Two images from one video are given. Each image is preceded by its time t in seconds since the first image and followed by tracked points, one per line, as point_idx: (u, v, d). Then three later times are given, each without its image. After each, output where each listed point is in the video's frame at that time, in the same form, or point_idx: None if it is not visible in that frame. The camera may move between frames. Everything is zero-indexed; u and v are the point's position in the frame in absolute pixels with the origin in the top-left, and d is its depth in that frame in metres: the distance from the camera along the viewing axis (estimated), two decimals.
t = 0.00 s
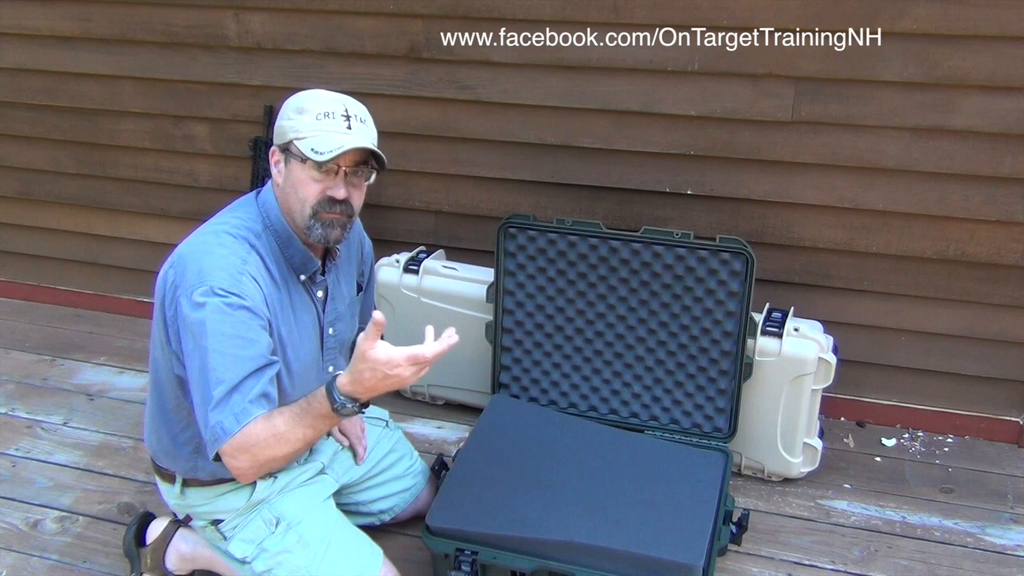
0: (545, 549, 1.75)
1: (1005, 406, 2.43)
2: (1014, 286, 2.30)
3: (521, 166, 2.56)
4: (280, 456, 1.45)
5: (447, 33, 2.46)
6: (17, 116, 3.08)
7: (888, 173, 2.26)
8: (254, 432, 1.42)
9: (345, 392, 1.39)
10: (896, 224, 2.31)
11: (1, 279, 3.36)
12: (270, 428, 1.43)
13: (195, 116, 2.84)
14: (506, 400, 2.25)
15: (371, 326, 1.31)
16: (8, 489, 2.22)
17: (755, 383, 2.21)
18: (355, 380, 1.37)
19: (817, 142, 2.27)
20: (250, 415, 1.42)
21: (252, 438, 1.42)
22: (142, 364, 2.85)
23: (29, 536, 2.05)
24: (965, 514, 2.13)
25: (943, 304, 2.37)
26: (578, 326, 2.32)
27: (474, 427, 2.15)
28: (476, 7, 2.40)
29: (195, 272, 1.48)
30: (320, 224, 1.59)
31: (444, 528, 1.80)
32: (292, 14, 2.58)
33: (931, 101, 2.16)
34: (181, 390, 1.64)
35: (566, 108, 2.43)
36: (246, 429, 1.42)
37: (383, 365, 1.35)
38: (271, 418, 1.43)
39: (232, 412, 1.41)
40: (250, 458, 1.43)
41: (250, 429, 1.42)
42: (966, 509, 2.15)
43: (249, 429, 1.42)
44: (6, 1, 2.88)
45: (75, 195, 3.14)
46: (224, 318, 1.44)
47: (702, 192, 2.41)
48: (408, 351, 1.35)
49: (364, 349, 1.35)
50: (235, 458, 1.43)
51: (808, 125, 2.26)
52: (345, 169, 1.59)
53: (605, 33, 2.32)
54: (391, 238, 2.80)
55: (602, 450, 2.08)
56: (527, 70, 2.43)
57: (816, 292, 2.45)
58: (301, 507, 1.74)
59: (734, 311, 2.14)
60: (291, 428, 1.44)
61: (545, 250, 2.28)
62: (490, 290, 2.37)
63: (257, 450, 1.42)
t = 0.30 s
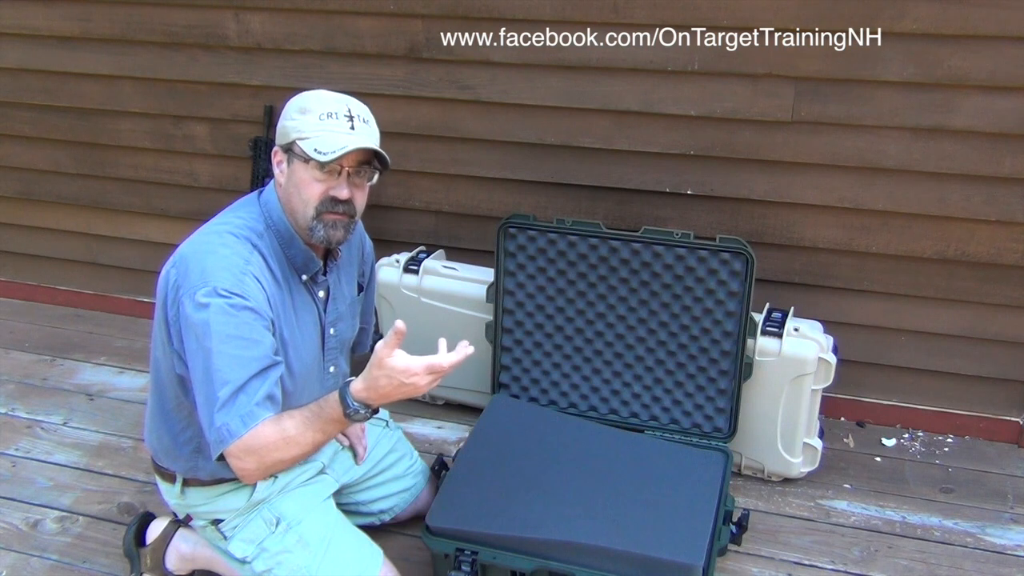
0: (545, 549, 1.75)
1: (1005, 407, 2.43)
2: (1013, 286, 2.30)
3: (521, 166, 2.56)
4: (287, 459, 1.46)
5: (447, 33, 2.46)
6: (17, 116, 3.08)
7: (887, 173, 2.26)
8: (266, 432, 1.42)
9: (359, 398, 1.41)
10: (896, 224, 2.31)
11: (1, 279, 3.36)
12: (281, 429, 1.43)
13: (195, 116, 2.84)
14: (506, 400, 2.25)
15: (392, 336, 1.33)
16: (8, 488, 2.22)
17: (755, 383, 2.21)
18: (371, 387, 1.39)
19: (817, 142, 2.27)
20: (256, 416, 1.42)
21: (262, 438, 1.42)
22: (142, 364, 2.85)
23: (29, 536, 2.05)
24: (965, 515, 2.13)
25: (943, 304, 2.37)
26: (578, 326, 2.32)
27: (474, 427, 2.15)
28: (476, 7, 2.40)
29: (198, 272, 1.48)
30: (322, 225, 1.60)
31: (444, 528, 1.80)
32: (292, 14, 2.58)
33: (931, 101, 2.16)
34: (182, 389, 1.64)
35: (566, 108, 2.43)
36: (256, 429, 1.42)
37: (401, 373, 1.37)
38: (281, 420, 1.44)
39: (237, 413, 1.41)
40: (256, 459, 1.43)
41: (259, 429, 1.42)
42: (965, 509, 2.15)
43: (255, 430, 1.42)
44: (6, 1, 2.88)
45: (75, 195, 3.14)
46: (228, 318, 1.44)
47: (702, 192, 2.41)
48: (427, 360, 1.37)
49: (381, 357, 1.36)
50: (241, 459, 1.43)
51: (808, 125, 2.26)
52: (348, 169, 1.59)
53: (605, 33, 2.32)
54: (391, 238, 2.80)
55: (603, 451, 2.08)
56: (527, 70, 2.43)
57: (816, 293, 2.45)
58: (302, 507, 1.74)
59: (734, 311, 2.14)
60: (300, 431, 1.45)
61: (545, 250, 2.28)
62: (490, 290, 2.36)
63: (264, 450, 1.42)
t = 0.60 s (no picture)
0: (545, 550, 1.75)
1: (1005, 407, 2.43)
2: (1014, 286, 2.29)
3: (521, 167, 2.56)
4: (305, 438, 1.44)
5: (447, 33, 2.46)
6: (17, 116, 3.08)
7: (888, 173, 2.26)
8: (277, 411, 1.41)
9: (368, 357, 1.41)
10: (896, 224, 2.31)
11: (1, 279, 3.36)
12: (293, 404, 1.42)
13: (195, 116, 2.84)
14: (506, 400, 2.25)
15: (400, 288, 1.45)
16: (8, 488, 2.22)
17: (755, 383, 2.21)
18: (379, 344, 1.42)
19: (817, 142, 2.27)
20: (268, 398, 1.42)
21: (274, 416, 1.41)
22: (142, 364, 2.85)
23: (28, 536, 2.05)
24: (965, 515, 2.13)
25: (944, 304, 2.37)
26: (578, 326, 2.32)
27: (474, 426, 2.15)
28: (476, 7, 2.40)
29: (200, 268, 1.48)
30: (325, 224, 1.60)
31: (444, 528, 1.80)
32: (292, 14, 2.58)
33: (931, 101, 2.16)
34: (183, 388, 1.63)
35: (566, 108, 2.43)
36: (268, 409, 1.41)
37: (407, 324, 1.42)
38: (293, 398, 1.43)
39: (248, 403, 1.41)
40: (273, 441, 1.42)
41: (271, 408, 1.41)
42: (965, 509, 2.15)
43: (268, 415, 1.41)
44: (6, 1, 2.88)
45: (75, 195, 3.14)
46: (235, 310, 1.44)
47: (702, 192, 2.41)
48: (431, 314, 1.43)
49: (392, 309, 1.41)
50: (257, 447, 1.41)
51: (808, 125, 2.26)
52: (350, 168, 1.59)
53: (605, 32, 2.32)
54: (391, 238, 2.80)
55: (605, 449, 2.08)
56: (527, 70, 2.43)
57: (816, 292, 2.45)
58: (302, 507, 1.74)
59: (734, 311, 2.14)
60: (313, 403, 1.43)
61: (545, 251, 2.28)
62: (490, 290, 2.36)
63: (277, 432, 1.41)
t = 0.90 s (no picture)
0: (545, 550, 1.75)
1: (1005, 407, 2.43)
2: (1013, 286, 2.30)
3: (521, 167, 2.56)
4: (326, 457, 1.47)
5: (447, 33, 2.46)
6: (17, 116, 3.08)
7: (887, 173, 2.26)
8: (310, 428, 1.44)
9: (411, 398, 1.50)
10: (896, 224, 2.31)
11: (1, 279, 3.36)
12: (328, 425, 1.45)
13: (195, 116, 2.84)
14: (506, 399, 2.25)
15: (451, 342, 1.58)
16: (8, 488, 2.22)
17: (755, 383, 2.21)
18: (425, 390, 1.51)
19: (817, 142, 2.27)
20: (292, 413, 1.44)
21: (305, 432, 1.44)
22: (142, 364, 2.85)
23: (28, 536, 2.05)
24: (965, 515, 2.13)
25: (944, 304, 2.37)
26: (578, 326, 2.32)
27: (474, 426, 2.15)
28: (476, 7, 2.40)
29: (201, 270, 1.48)
30: (326, 229, 1.60)
31: (444, 528, 1.80)
32: (292, 14, 2.58)
33: (931, 101, 2.16)
34: (183, 388, 1.63)
35: (566, 108, 2.43)
36: (299, 423, 1.44)
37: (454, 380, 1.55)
38: (325, 417, 1.47)
39: (257, 408, 1.42)
40: (292, 453, 1.43)
41: (300, 423, 1.44)
42: (965, 509, 2.15)
43: (284, 427, 1.43)
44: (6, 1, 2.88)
45: (75, 195, 3.14)
46: (240, 315, 1.44)
47: (702, 192, 2.41)
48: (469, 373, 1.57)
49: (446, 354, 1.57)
50: (267, 451, 1.42)
51: (808, 125, 2.26)
52: (351, 172, 1.58)
53: (605, 33, 2.32)
54: (391, 238, 2.80)
55: (606, 449, 2.08)
56: (527, 70, 2.43)
57: (816, 292, 2.45)
58: (302, 507, 1.75)
59: (734, 311, 2.14)
60: (346, 427, 1.47)
61: (545, 250, 2.28)
62: (490, 290, 2.36)
63: (303, 447, 1.43)
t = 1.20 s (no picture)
0: (545, 550, 1.75)
1: (1005, 407, 2.43)
2: (1013, 286, 2.30)
3: (521, 166, 2.56)
4: (317, 468, 1.48)
5: (447, 33, 2.46)
6: (17, 116, 3.08)
7: (887, 173, 2.26)
8: (304, 439, 1.46)
9: (408, 420, 1.51)
10: (896, 224, 2.31)
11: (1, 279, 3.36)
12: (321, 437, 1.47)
13: (195, 116, 2.84)
14: (507, 399, 2.25)
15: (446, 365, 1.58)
16: (8, 488, 2.22)
17: (755, 383, 2.21)
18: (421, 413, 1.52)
19: (816, 142, 2.27)
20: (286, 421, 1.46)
21: (299, 441, 1.45)
22: (142, 364, 2.85)
23: (28, 536, 2.05)
24: (965, 514, 2.13)
25: (944, 304, 2.37)
26: (578, 326, 2.32)
27: (474, 426, 2.15)
28: (476, 7, 2.40)
29: (202, 271, 1.48)
30: (327, 227, 1.60)
31: (444, 528, 1.80)
32: (292, 14, 2.58)
33: (931, 101, 2.16)
34: (184, 388, 1.63)
35: (566, 108, 2.43)
36: (292, 433, 1.46)
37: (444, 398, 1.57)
38: (319, 428, 1.48)
39: (253, 414, 1.42)
40: (284, 460, 1.44)
41: (294, 432, 1.46)
42: (965, 509, 2.15)
43: (279, 434, 1.44)
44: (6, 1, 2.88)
45: (75, 195, 3.14)
46: (240, 318, 1.44)
47: (702, 192, 2.41)
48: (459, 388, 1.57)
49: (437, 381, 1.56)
50: (261, 456, 1.43)
51: (808, 125, 2.26)
52: (354, 171, 1.59)
53: (605, 33, 2.32)
54: (391, 238, 2.80)
55: (605, 449, 2.08)
56: (527, 70, 2.43)
57: (816, 292, 2.45)
58: (302, 508, 1.75)
59: (734, 311, 2.14)
60: (339, 440, 1.49)
61: (545, 250, 2.28)
62: (490, 289, 2.36)
63: (295, 456, 1.45)
